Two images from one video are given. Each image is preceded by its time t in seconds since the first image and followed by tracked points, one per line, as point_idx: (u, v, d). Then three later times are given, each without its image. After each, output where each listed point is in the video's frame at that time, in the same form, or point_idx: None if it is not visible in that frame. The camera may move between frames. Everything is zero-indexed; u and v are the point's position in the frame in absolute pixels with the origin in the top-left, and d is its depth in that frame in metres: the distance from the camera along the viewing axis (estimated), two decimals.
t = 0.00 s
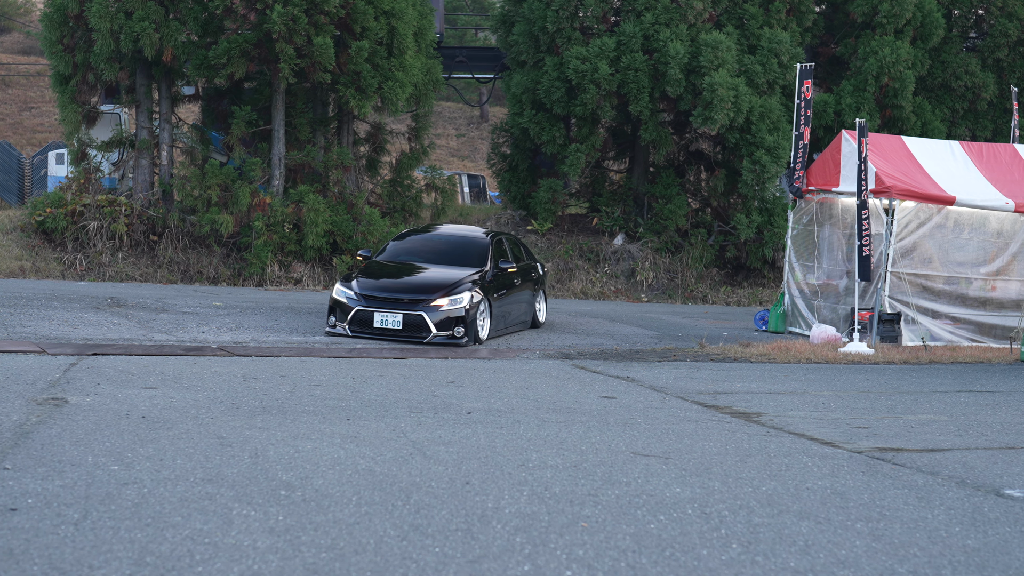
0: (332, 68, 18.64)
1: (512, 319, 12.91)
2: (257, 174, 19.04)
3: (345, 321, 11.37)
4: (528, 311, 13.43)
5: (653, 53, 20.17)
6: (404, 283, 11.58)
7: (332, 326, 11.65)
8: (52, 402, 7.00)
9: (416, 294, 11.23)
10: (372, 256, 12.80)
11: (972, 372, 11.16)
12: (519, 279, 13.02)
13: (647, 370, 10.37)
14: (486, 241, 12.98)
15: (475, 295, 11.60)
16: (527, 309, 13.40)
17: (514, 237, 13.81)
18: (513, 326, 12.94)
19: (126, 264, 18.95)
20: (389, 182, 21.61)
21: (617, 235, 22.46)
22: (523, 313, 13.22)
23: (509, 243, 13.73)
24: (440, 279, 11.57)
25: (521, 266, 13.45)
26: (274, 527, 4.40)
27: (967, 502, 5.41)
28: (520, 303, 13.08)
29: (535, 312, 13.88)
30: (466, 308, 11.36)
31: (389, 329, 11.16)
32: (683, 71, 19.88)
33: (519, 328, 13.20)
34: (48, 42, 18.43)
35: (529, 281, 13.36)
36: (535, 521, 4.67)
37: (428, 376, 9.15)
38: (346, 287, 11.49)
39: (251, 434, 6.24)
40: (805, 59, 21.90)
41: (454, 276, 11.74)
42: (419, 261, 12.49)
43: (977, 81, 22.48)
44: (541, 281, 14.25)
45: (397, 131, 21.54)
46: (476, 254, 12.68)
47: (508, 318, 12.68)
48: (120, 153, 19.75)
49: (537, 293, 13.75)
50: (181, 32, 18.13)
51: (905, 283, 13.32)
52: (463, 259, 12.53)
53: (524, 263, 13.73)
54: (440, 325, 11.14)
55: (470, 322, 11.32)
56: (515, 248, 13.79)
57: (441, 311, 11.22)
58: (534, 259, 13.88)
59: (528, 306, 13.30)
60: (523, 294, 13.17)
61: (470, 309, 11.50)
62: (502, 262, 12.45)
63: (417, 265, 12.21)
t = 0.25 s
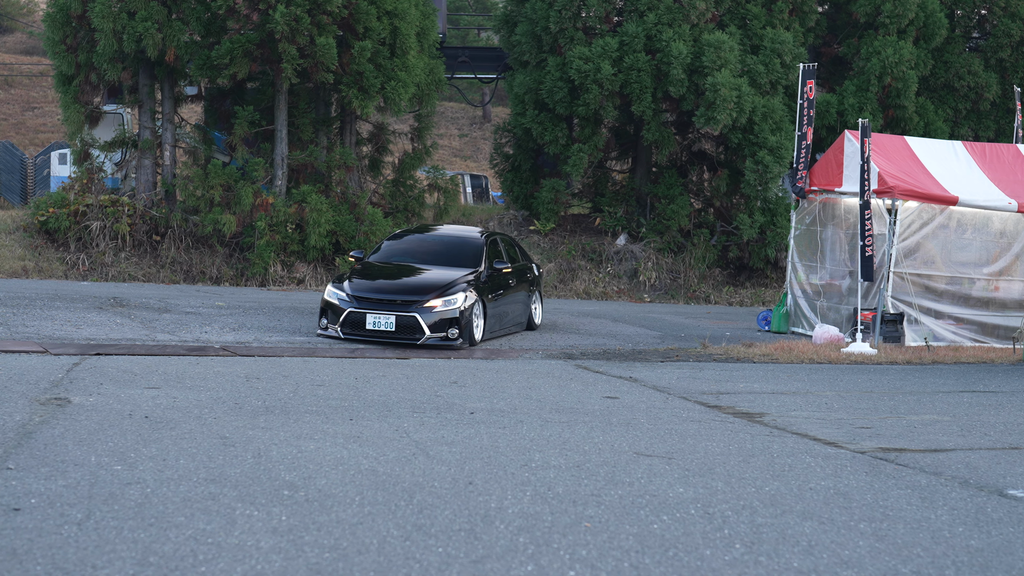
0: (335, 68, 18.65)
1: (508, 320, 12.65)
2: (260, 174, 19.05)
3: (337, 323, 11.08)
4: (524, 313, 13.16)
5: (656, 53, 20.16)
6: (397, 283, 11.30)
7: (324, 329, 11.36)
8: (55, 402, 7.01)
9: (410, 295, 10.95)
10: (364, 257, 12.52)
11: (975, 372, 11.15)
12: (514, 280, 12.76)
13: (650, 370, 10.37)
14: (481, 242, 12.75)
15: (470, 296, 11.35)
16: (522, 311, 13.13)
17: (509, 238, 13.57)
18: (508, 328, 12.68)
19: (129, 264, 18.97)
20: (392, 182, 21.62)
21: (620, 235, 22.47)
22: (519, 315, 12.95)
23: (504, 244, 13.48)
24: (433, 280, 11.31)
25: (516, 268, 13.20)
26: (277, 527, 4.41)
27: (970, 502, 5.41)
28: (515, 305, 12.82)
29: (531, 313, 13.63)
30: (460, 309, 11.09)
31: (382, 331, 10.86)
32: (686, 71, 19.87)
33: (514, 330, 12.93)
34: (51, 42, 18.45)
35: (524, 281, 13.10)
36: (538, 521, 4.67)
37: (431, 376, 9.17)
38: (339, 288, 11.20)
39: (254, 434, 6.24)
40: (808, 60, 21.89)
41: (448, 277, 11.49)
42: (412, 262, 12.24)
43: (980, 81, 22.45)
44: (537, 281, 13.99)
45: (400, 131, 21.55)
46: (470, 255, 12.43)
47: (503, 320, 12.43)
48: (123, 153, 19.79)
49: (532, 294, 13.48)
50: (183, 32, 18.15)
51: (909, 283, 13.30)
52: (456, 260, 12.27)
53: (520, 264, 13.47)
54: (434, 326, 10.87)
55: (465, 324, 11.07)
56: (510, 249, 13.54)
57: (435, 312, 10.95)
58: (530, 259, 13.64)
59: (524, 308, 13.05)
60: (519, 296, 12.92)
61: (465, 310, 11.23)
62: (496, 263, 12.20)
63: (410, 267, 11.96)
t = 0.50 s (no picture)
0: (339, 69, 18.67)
1: (506, 322, 12.41)
2: (264, 174, 19.07)
3: (332, 324, 10.78)
4: (521, 315, 12.91)
5: (659, 53, 20.16)
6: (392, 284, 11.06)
7: (317, 331, 11.04)
8: (60, 402, 7.03)
9: (406, 297, 10.71)
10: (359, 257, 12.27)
11: (980, 372, 11.15)
12: (512, 282, 12.52)
13: (654, 370, 10.38)
14: (478, 242, 12.51)
15: (468, 297, 11.12)
16: (519, 313, 12.87)
17: (506, 238, 13.31)
18: (506, 330, 12.41)
19: (133, 264, 19.01)
20: (396, 182, 21.64)
21: (624, 235, 22.47)
22: (516, 317, 12.69)
23: (501, 245, 13.24)
24: (430, 282, 11.07)
25: (514, 268, 12.95)
26: (282, 527, 4.41)
27: (975, 503, 5.40)
28: (513, 306, 12.56)
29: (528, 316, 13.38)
30: (458, 311, 10.88)
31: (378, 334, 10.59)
32: (690, 71, 19.85)
33: (511, 332, 12.65)
34: (55, 42, 18.45)
35: (521, 283, 12.86)
36: (542, 521, 4.67)
37: (436, 376, 9.18)
38: (333, 289, 10.93)
39: (259, 434, 6.25)
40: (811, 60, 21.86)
41: (444, 279, 11.26)
42: (408, 263, 11.99)
43: (984, 81, 22.41)
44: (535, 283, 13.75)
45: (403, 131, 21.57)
46: (468, 257, 12.19)
47: (501, 323, 12.19)
48: (126, 153, 19.83)
49: (530, 296, 13.22)
50: (187, 32, 18.18)
51: (913, 283, 13.26)
52: (454, 262, 12.03)
53: (518, 266, 13.23)
54: (431, 328, 10.65)
55: (462, 326, 10.86)
56: (507, 250, 13.29)
57: (432, 314, 10.72)
58: (528, 261, 13.41)
59: (521, 310, 12.80)
60: (516, 298, 12.67)
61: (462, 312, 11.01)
62: (494, 264, 11.95)
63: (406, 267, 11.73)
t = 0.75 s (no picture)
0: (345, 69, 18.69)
1: (505, 324, 12.16)
2: (270, 175, 19.11)
3: (329, 326, 10.49)
4: (521, 317, 12.66)
5: (665, 54, 20.14)
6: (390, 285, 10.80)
7: (313, 333, 10.75)
8: (66, 402, 7.05)
9: (404, 299, 10.45)
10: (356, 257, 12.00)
11: (986, 372, 11.13)
12: (512, 283, 12.27)
13: (660, 370, 10.39)
14: (478, 243, 12.25)
15: (467, 299, 10.87)
16: (518, 315, 12.60)
17: (505, 238, 13.04)
18: (504, 333, 12.15)
19: (139, 264, 19.06)
20: (402, 182, 21.65)
21: (629, 235, 22.48)
22: (514, 319, 12.42)
23: (501, 245, 12.99)
24: (428, 283, 10.82)
25: (513, 269, 12.69)
26: (288, 527, 4.42)
27: (982, 503, 5.39)
28: (511, 308, 12.30)
29: (528, 317, 13.14)
30: (456, 314, 10.65)
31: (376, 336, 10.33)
32: (695, 71, 19.84)
33: (510, 335, 12.39)
34: (61, 42, 18.53)
35: (521, 284, 12.61)
36: (549, 521, 4.68)
37: (442, 376, 9.20)
38: (330, 290, 10.67)
39: (265, 434, 6.27)
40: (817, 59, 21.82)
41: (443, 280, 11.02)
42: (406, 264, 11.73)
43: (990, 81, 22.36)
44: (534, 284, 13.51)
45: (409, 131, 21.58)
46: (467, 257, 11.94)
47: (501, 325, 11.95)
48: (132, 153, 19.86)
49: (529, 297, 12.96)
50: (193, 32, 18.21)
51: (918, 284, 13.26)
52: (453, 262, 11.77)
53: (517, 266, 12.98)
54: (430, 331, 10.42)
55: (461, 329, 10.63)
56: (506, 250, 13.02)
57: (430, 316, 10.48)
58: (527, 261, 13.17)
59: (520, 311, 12.56)
60: (516, 300, 12.42)
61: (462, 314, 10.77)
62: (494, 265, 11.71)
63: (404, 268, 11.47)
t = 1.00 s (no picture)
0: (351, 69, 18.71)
1: (504, 326, 11.91)
2: (276, 175, 19.14)
3: (325, 330, 10.36)
4: (520, 318, 12.40)
5: (672, 54, 20.12)
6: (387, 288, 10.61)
7: (310, 337, 10.60)
8: (73, 402, 7.07)
9: (401, 302, 10.26)
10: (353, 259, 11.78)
11: (993, 372, 11.10)
12: (510, 284, 12.03)
13: (666, 370, 10.38)
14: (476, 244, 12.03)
15: (465, 301, 10.64)
16: (518, 316, 12.36)
17: (504, 238, 12.80)
18: (504, 335, 11.91)
19: (145, 264, 19.11)
20: (408, 182, 21.67)
21: (636, 235, 22.46)
22: (514, 321, 12.18)
23: (499, 246, 12.74)
24: (426, 285, 10.62)
25: (513, 270, 12.45)
26: (294, 527, 4.43)
27: (989, 504, 5.37)
28: (511, 310, 12.06)
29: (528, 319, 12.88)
30: (455, 317, 10.41)
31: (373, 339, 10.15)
32: (701, 71, 19.81)
33: (510, 337, 12.15)
34: (68, 42, 18.59)
35: (520, 286, 12.37)
36: (555, 521, 4.68)
37: (448, 377, 9.20)
38: (326, 294, 10.50)
39: (271, 435, 6.28)
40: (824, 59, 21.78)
41: (442, 281, 10.81)
42: (404, 266, 11.51)
43: (997, 81, 22.29)
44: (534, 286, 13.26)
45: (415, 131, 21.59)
46: (465, 258, 11.72)
47: (500, 326, 11.69)
48: (139, 153, 19.90)
49: (529, 298, 12.71)
50: (200, 32, 18.25)
51: (925, 284, 13.21)
52: (451, 264, 11.55)
53: (517, 268, 12.74)
54: (427, 334, 10.21)
55: (460, 332, 10.39)
56: (505, 251, 12.77)
57: (428, 319, 10.27)
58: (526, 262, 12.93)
59: (520, 313, 12.30)
60: (515, 301, 12.18)
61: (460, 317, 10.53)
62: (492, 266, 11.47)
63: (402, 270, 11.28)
